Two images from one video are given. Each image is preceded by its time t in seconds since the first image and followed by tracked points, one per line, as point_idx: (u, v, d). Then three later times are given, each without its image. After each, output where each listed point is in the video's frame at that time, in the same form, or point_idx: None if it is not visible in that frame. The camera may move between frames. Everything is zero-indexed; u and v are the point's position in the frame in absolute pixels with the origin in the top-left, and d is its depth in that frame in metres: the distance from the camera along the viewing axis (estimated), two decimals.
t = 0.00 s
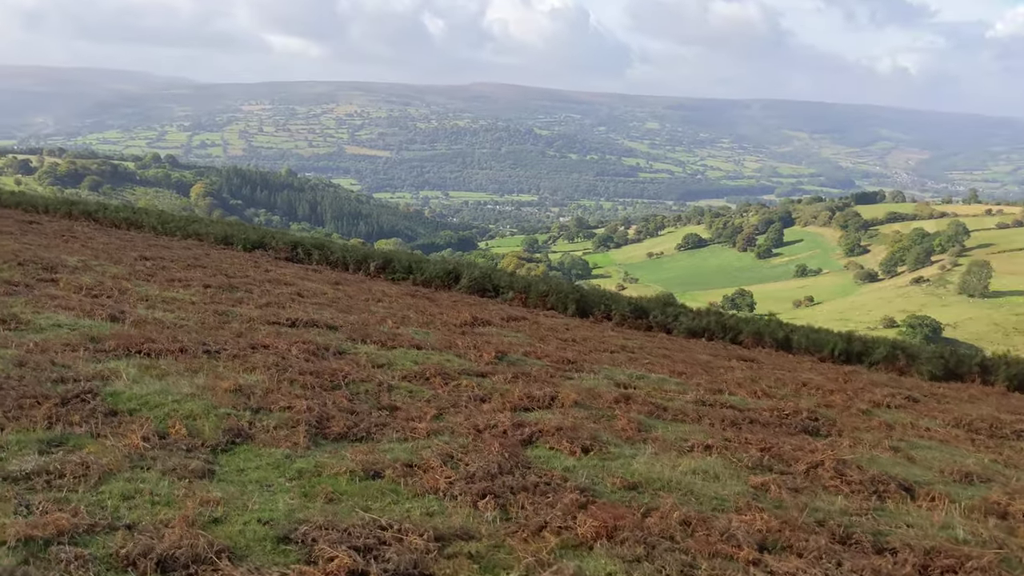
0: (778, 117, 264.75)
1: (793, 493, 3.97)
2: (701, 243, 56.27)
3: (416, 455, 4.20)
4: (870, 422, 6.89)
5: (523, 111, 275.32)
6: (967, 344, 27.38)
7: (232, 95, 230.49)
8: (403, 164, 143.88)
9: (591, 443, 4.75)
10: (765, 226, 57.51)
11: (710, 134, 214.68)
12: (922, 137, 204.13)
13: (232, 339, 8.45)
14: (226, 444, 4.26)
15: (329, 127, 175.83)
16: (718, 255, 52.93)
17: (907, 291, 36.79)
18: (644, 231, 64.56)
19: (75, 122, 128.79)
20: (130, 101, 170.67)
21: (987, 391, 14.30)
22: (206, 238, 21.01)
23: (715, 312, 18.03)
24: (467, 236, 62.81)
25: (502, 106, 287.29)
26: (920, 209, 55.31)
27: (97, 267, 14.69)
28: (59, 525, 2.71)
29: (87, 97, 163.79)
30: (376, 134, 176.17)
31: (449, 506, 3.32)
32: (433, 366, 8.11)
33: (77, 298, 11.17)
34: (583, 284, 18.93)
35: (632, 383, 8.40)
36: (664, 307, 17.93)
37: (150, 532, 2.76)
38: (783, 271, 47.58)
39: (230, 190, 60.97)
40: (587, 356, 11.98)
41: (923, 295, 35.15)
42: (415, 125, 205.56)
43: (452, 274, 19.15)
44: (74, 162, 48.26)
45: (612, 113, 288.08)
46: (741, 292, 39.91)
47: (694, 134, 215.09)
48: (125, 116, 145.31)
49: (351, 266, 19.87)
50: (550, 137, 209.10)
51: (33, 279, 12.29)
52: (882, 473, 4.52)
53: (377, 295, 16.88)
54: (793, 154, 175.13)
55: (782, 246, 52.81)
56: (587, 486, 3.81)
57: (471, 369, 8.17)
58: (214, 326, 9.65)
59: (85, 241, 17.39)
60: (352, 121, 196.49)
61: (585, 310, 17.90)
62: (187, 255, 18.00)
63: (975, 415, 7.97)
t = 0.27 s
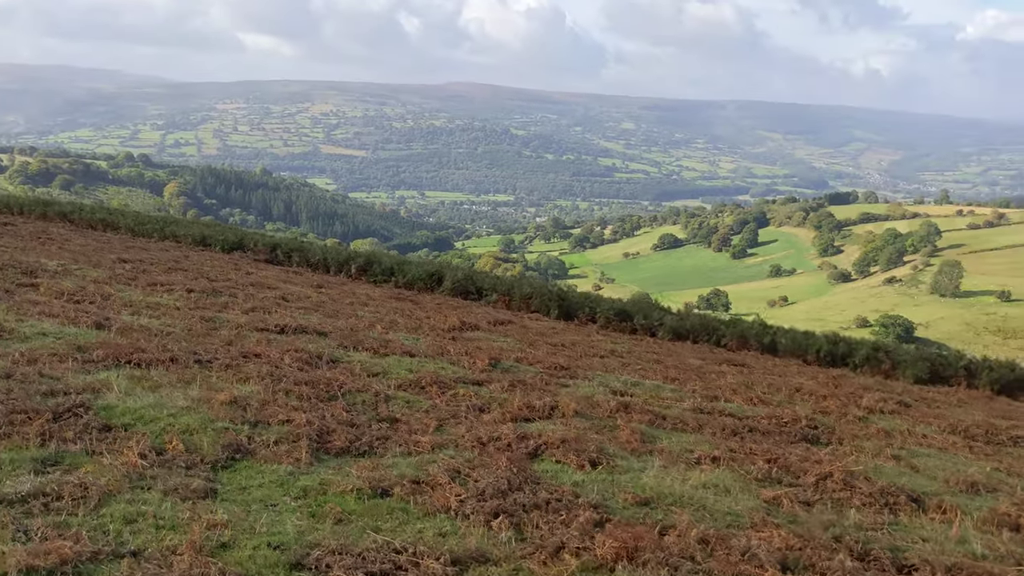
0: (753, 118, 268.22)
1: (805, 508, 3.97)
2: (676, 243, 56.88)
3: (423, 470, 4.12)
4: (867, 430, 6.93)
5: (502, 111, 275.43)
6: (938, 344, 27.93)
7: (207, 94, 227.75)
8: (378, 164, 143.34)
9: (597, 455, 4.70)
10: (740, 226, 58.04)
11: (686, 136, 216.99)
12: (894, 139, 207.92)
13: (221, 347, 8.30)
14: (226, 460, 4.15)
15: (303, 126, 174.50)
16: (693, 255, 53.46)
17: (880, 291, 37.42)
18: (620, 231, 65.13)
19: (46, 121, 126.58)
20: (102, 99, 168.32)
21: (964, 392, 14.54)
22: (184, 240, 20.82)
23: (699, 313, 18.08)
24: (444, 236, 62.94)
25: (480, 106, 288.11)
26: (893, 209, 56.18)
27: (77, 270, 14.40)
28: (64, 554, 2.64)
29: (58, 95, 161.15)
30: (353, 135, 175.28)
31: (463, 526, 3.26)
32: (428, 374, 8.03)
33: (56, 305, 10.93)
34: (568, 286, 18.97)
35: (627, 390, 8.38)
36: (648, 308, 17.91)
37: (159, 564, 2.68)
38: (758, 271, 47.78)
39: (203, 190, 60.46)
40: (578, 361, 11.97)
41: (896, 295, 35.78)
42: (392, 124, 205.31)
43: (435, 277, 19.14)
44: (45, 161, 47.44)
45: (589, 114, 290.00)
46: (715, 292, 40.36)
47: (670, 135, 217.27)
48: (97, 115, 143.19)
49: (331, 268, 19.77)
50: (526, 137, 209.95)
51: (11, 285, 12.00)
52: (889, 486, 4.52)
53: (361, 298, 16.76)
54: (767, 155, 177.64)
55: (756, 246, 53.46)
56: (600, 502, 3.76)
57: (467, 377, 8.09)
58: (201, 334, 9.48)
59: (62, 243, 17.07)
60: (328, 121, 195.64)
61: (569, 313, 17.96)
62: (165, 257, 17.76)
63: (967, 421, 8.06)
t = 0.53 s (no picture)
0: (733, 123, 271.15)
1: (826, 521, 3.90)
2: (656, 246, 57.26)
3: (434, 484, 3.99)
4: (871, 437, 6.91)
5: (484, 115, 275.49)
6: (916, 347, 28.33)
7: (186, 98, 225.58)
8: (358, 167, 142.97)
9: (610, 466, 4.61)
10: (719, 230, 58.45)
11: (667, 140, 218.94)
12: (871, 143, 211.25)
13: (213, 354, 8.11)
14: (227, 475, 3.99)
15: (282, 130, 173.33)
16: (672, 258, 53.83)
17: (858, 294, 37.91)
18: (600, 234, 65.43)
19: (20, 124, 124.51)
20: (79, 102, 166.00)
21: (947, 395, 14.71)
22: (165, 244, 20.51)
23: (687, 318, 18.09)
24: (425, 240, 62.84)
25: (461, 110, 288.25)
26: (870, 213, 56.93)
27: (60, 276, 14.10)
28: None
29: (33, 97, 158.68)
30: (335, 138, 174.51)
31: (483, 544, 3.16)
32: (427, 381, 7.90)
33: (39, 314, 10.67)
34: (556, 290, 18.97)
35: (628, 397, 8.30)
36: (637, 312, 17.86)
37: None
38: (738, 275, 48.24)
39: (182, 194, 59.81)
40: (573, 367, 11.90)
41: (873, 299, 36.29)
42: (373, 128, 204.97)
43: (421, 281, 19.08)
44: (20, 164, 46.70)
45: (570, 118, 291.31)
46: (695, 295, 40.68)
47: (650, 139, 219.05)
48: (73, 117, 141.10)
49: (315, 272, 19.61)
50: (507, 141, 210.61)
51: None
52: (907, 497, 4.47)
53: (349, 303, 16.62)
54: (747, 159, 179.61)
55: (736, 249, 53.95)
56: (619, 516, 3.67)
57: (466, 383, 7.98)
58: (192, 341, 9.28)
59: (42, 248, 16.72)
60: (308, 124, 194.79)
61: (558, 317, 17.92)
62: (148, 262, 17.50)
63: (964, 426, 8.09)
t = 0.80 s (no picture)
0: (718, 129, 273.49)
1: (852, 547, 3.84)
2: (641, 251, 57.49)
3: (452, 510, 3.89)
4: (883, 458, 6.84)
5: (470, 120, 275.87)
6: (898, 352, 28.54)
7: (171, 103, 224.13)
8: (342, 172, 142.74)
9: (627, 489, 4.52)
10: (702, 234, 58.60)
11: (651, 146, 220.45)
12: (852, 149, 213.93)
13: (212, 369, 7.96)
14: (236, 502, 3.87)
15: (266, 135, 172.46)
16: (656, 262, 54.06)
17: (841, 297, 38.15)
18: (585, 239, 65.63)
19: None
20: (61, 106, 164.49)
21: (937, 402, 14.76)
22: (152, 251, 20.29)
23: (682, 325, 18.03)
24: (410, 245, 62.79)
25: (446, 115, 288.82)
26: (853, 217, 57.39)
27: (50, 286, 13.91)
28: None
29: (14, 101, 157.03)
30: (319, 144, 173.84)
31: None
32: (432, 396, 7.80)
33: (29, 327, 10.48)
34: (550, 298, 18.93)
35: (633, 411, 8.22)
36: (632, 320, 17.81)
37: None
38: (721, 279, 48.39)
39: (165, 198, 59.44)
40: (572, 379, 11.81)
41: (855, 302, 36.55)
42: (358, 133, 204.92)
43: (414, 289, 19.03)
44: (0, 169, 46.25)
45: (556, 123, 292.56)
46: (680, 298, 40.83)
47: (634, 145, 220.54)
48: (55, 122, 139.68)
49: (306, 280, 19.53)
50: (492, 146, 211.16)
51: None
52: (928, 521, 4.42)
53: (341, 311, 16.49)
54: (730, 165, 181.14)
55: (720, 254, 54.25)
56: (644, 544, 3.59)
57: (473, 398, 7.87)
58: (188, 355, 9.12)
59: (28, 256, 16.47)
60: (292, 129, 194.30)
61: (550, 326, 17.87)
62: (136, 270, 17.32)
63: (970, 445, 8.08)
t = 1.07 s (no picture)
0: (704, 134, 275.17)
1: (882, 562, 3.79)
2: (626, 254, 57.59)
3: (474, 524, 3.79)
4: (896, 466, 6.81)
5: (456, 124, 275.99)
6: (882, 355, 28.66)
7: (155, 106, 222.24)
8: (327, 175, 142.20)
9: (650, 501, 4.44)
10: (688, 238, 58.72)
11: (637, 150, 221.51)
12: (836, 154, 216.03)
13: (214, 376, 7.82)
14: (252, 517, 3.75)
15: (252, 137, 171.47)
16: (642, 266, 54.17)
17: (825, 301, 38.31)
18: (571, 243, 65.69)
19: None
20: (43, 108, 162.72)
21: (931, 407, 14.81)
22: (140, 255, 20.07)
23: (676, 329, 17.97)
24: (395, 248, 62.57)
25: (432, 119, 288.85)
26: (837, 221, 57.71)
27: (41, 291, 13.69)
28: None
29: None
30: (305, 147, 173.13)
31: None
32: (439, 403, 7.70)
33: (20, 334, 10.28)
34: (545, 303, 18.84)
35: (641, 419, 8.14)
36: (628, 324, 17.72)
37: None
38: (708, 283, 48.08)
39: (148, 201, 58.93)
40: (575, 384, 11.72)
41: (839, 305, 36.73)
42: (344, 136, 204.53)
43: (406, 293, 18.89)
44: None
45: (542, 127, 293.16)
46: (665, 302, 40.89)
47: (620, 149, 221.54)
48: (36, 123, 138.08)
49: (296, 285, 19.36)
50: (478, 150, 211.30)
51: None
52: (954, 532, 4.39)
53: (336, 317, 16.33)
54: (715, 169, 182.29)
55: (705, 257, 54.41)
56: (675, 559, 3.53)
57: (480, 405, 7.78)
58: (187, 363, 8.96)
59: (16, 261, 16.21)
60: (277, 132, 193.40)
61: (544, 331, 17.78)
62: (125, 274, 17.11)
63: (979, 454, 8.07)
